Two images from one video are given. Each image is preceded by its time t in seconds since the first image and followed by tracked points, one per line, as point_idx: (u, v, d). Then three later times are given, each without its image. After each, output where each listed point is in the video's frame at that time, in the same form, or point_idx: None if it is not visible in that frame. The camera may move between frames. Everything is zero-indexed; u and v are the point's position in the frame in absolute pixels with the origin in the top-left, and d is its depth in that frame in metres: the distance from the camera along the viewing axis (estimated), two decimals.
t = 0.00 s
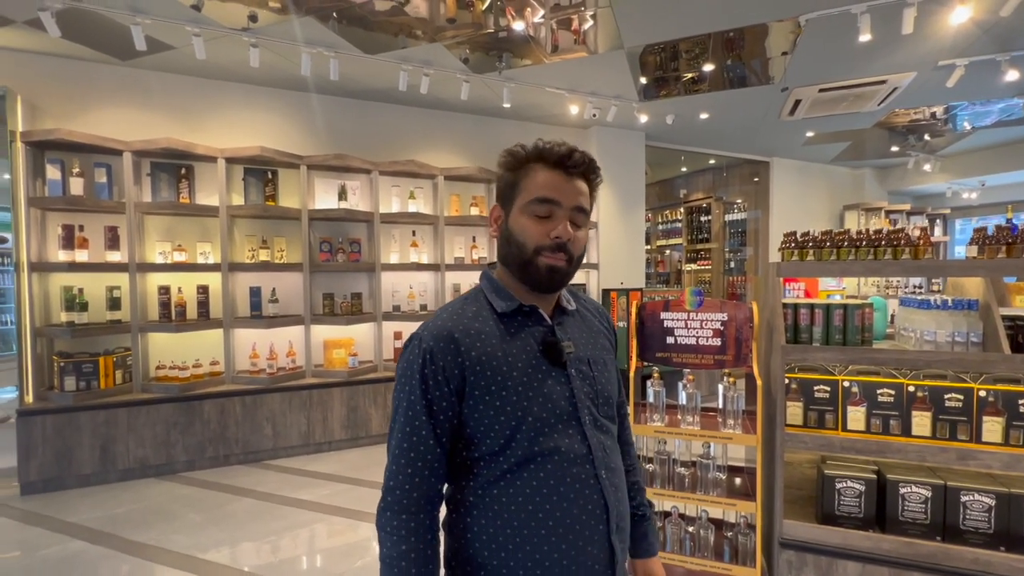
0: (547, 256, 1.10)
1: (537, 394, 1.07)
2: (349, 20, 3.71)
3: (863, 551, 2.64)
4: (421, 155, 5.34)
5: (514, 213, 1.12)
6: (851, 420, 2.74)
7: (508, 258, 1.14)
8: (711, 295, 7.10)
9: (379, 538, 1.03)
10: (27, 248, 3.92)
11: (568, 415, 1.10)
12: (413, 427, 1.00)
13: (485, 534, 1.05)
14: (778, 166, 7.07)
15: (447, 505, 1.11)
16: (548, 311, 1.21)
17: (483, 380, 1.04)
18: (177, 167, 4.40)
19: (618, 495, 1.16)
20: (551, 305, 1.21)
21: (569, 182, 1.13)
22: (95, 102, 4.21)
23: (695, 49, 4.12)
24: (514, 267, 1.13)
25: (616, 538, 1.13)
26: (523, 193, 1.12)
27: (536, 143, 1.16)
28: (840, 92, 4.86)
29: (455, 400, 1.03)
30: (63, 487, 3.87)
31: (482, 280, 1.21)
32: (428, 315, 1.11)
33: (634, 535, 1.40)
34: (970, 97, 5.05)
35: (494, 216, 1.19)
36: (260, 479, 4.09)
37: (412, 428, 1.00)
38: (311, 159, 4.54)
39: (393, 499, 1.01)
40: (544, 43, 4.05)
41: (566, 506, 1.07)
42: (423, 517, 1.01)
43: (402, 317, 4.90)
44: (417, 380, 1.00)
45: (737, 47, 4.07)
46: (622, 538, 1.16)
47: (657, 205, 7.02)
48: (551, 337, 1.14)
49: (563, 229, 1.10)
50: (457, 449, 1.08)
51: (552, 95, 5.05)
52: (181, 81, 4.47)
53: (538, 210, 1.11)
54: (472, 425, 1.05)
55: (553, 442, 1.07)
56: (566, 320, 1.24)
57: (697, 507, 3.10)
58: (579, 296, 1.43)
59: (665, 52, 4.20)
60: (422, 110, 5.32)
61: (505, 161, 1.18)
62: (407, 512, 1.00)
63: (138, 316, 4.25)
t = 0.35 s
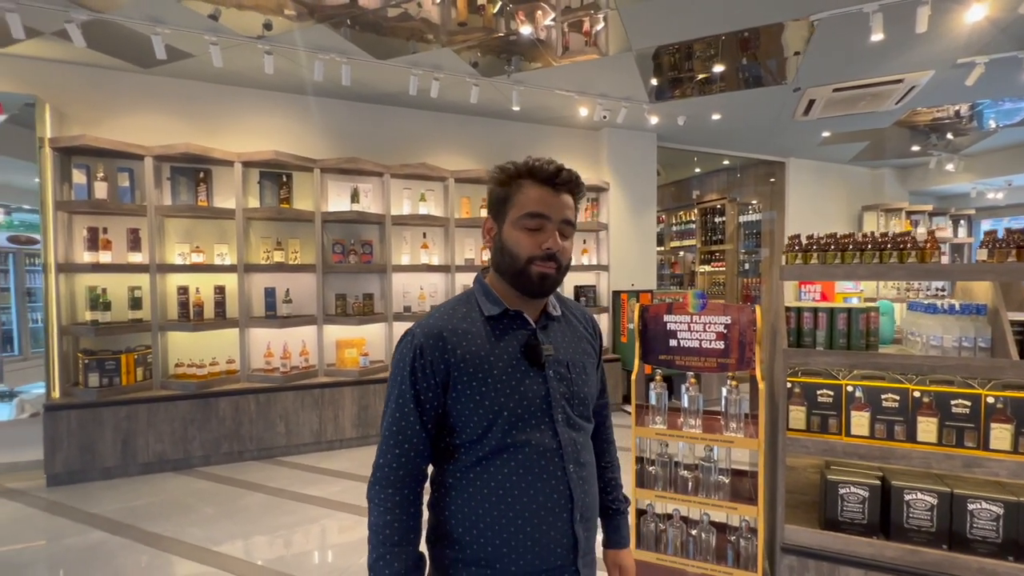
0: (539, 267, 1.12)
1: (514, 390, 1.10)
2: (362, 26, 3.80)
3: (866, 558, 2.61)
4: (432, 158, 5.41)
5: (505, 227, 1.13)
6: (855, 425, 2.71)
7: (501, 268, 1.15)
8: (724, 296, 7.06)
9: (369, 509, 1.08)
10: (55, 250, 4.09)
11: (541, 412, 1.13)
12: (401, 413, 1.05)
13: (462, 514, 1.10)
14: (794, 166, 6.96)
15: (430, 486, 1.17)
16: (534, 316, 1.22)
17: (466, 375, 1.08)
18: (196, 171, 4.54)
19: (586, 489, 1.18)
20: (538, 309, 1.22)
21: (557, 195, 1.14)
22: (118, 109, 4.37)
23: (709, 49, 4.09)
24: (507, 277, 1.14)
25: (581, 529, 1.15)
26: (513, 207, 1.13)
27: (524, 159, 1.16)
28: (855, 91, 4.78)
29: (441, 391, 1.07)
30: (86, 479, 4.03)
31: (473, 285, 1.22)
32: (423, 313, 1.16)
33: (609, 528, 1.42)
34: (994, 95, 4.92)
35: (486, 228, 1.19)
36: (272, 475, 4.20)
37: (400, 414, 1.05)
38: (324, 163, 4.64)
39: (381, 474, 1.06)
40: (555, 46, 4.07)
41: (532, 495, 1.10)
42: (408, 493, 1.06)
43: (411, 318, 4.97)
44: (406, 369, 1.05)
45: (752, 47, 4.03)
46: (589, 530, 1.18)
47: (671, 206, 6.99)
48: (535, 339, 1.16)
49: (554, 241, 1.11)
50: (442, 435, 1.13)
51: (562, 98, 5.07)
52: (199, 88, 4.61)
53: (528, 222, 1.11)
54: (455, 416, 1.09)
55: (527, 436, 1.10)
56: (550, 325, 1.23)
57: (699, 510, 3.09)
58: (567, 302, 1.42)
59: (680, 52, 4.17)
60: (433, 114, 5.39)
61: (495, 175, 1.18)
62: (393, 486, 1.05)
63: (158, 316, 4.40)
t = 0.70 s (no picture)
0: (499, 262, 1.16)
1: (482, 374, 1.14)
2: (377, 30, 3.89)
3: (871, 561, 2.56)
4: (446, 159, 5.48)
5: (467, 230, 1.20)
6: (861, 426, 2.66)
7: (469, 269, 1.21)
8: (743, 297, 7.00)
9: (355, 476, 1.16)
10: (87, 248, 4.30)
11: (507, 396, 1.16)
12: (381, 390, 1.13)
13: (434, 488, 1.16)
14: (816, 163, 6.82)
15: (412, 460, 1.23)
16: (510, 309, 1.25)
17: (439, 359, 1.13)
18: (218, 173, 4.72)
19: (550, 472, 1.20)
20: (514, 302, 1.25)
21: (511, 193, 1.18)
22: (146, 113, 4.56)
23: (726, 46, 4.05)
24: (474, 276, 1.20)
25: (542, 508, 1.18)
26: (471, 212, 1.19)
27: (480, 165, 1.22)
28: (876, 87, 4.67)
29: (416, 372, 1.13)
30: (114, 468, 4.22)
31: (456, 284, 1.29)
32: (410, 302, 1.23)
33: (589, 514, 1.44)
34: None
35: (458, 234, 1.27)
36: (287, 467, 4.33)
37: (381, 391, 1.13)
38: (340, 164, 4.76)
39: (363, 444, 1.14)
40: (568, 45, 4.09)
41: (494, 474, 1.14)
42: (386, 463, 1.13)
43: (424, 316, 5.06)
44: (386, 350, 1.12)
45: (772, 42, 3.96)
46: (552, 511, 1.20)
47: (689, 205, 6.89)
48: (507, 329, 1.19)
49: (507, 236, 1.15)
50: (421, 415, 1.19)
51: (575, 97, 5.09)
52: (222, 92, 4.77)
53: (485, 223, 1.17)
54: (430, 396, 1.15)
55: (493, 419, 1.14)
56: (525, 319, 1.25)
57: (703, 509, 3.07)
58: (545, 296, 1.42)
59: (698, 49, 4.13)
60: (448, 115, 5.46)
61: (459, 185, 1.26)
62: (372, 455, 1.12)
63: (182, 312, 4.58)
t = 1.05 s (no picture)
0: (466, 254, 1.22)
1: (453, 360, 1.21)
2: (394, 34, 3.98)
3: (878, 559, 2.55)
4: (461, 159, 5.57)
5: (439, 225, 1.26)
6: (868, 424, 2.64)
7: (439, 261, 1.27)
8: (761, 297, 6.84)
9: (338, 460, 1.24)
10: (118, 247, 4.51)
11: (476, 380, 1.22)
12: (360, 377, 1.21)
13: (411, 469, 1.23)
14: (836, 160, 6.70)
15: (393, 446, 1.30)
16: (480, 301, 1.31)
17: (412, 347, 1.21)
18: (241, 174, 4.89)
19: (521, 453, 1.26)
20: (484, 294, 1.31)
21: (479, 192, 1.24)
22: (173, 118, 4.76)
23: (741, 43, 4.04)
24: (443, 267, 1.26)
25: (512, 486, 1.23)
26: (442, 208, 1.26)
27: (452, 166, 1.29)
28: (896, 82, 4.59)
29: (391, 359, 1.21)
30: (142, 457, 4.41)
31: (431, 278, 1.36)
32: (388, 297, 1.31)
33: (565, 498, 1.52)
34: None
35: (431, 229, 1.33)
36: (306, 459, 4.46)
37: (359, 378, 1.21)
38: (358, 165, 4.88)
39: (345, 429, 1.22)
40: (582, 45, 4.13)
41: (464, 453, 1.20)
42: (365, 447, 1.20)
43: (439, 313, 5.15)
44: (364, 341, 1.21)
45: (791, 38, 3.92)
46: (523, 489, 1.26)
47: (707, 204, 7.11)
48: (477, 317, 1.26)
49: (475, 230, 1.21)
50: (399, 401, 1.26)
51: (588, 97, 5.11)
52: (244, 96, 4.94)
53: (454, 218, 1.23)
54: (405, 382, 1.22)
55: (462, 402, 1.21)
56: (495, 309, 1.31)
57: (710, 506, 3.08)
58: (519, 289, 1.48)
59: (714, 47, 4.13)
60: (463, 116, 5.55)
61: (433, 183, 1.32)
62: (352, 439, 1.20)
63: (207, 309, 4.75)
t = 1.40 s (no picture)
0: (446, 257, 1.24)
1: (426, 360, 1.24)
2: (406, 36, 4.04)
3: (887, 560, 2.53)
4: (473, 159, 5.61)
5: (420, 226, 1.28)
6: (879, 425, 2.63)
7: (418, 260, 1.29)
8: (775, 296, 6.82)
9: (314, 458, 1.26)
10: (140, 248, 4.63)
11: (449, 379, 1.26)
12: (334, 378, 1.22)
13: (387, 463, 1.26)
14: (852, 159, 6.63)
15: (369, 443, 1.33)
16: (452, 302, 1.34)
17: (387, 348, 1.23)
18: (258, 176, 5.00)
19: (493, 447, 1.31)
20: (459, 296, 1.34)
21: (463, 197, 1.26)
22: (193, 121, 4.87)
23: (754, 41, 4.01)
24: (422, 267, 1.28)
25: (484, 478, 1.28)
26: (425, 210, 1.28)
27: (437, 169, 1.31)
28: (913, 79, 4.53)
29: (365, 361, 1.23)
30: (163, 452, 4.54)
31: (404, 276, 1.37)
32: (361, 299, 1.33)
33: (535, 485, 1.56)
34: None
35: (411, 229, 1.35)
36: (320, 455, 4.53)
37: (334, 380, 1.23)
38: (372, 166, 4.95)
39: (321, 429, 1.24)
40: (594, 45, 4.14)
41: (437, 448, 1.24)
42: (341, 445, 1.23)
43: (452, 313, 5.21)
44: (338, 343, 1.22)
45: (806, 36, 3.88)
46: (495, 480, 1.31)
47: (720, 203, 7.12)
48: (449, 319, 1.29)
49: (456, 234, 1.24)
50: (374, 400, 1.29)
51: (600, 97, 5.12)
52: (260, 99, 5.04)
53: (437, 221, 1.25)
54: (379, 382, 1.25)
55: (436, 400, 1.24)
56: (468, 310, 1.34)
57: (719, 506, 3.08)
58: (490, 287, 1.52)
59: (727, 45, 4.12)
60: (476, 118, 5.60)
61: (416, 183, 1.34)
62: (329, 438, 1.23)
63: (225, 307, 4.86)
